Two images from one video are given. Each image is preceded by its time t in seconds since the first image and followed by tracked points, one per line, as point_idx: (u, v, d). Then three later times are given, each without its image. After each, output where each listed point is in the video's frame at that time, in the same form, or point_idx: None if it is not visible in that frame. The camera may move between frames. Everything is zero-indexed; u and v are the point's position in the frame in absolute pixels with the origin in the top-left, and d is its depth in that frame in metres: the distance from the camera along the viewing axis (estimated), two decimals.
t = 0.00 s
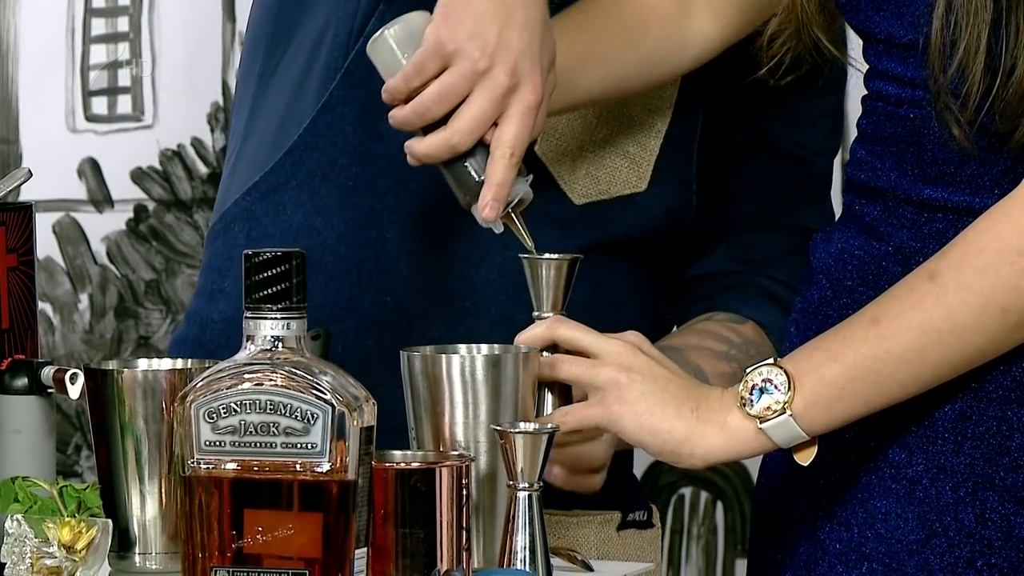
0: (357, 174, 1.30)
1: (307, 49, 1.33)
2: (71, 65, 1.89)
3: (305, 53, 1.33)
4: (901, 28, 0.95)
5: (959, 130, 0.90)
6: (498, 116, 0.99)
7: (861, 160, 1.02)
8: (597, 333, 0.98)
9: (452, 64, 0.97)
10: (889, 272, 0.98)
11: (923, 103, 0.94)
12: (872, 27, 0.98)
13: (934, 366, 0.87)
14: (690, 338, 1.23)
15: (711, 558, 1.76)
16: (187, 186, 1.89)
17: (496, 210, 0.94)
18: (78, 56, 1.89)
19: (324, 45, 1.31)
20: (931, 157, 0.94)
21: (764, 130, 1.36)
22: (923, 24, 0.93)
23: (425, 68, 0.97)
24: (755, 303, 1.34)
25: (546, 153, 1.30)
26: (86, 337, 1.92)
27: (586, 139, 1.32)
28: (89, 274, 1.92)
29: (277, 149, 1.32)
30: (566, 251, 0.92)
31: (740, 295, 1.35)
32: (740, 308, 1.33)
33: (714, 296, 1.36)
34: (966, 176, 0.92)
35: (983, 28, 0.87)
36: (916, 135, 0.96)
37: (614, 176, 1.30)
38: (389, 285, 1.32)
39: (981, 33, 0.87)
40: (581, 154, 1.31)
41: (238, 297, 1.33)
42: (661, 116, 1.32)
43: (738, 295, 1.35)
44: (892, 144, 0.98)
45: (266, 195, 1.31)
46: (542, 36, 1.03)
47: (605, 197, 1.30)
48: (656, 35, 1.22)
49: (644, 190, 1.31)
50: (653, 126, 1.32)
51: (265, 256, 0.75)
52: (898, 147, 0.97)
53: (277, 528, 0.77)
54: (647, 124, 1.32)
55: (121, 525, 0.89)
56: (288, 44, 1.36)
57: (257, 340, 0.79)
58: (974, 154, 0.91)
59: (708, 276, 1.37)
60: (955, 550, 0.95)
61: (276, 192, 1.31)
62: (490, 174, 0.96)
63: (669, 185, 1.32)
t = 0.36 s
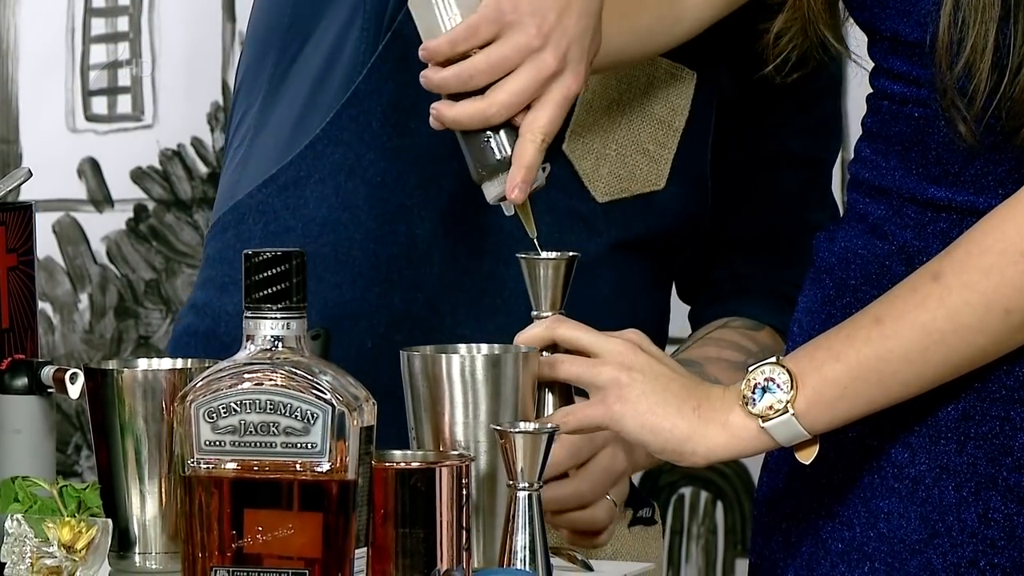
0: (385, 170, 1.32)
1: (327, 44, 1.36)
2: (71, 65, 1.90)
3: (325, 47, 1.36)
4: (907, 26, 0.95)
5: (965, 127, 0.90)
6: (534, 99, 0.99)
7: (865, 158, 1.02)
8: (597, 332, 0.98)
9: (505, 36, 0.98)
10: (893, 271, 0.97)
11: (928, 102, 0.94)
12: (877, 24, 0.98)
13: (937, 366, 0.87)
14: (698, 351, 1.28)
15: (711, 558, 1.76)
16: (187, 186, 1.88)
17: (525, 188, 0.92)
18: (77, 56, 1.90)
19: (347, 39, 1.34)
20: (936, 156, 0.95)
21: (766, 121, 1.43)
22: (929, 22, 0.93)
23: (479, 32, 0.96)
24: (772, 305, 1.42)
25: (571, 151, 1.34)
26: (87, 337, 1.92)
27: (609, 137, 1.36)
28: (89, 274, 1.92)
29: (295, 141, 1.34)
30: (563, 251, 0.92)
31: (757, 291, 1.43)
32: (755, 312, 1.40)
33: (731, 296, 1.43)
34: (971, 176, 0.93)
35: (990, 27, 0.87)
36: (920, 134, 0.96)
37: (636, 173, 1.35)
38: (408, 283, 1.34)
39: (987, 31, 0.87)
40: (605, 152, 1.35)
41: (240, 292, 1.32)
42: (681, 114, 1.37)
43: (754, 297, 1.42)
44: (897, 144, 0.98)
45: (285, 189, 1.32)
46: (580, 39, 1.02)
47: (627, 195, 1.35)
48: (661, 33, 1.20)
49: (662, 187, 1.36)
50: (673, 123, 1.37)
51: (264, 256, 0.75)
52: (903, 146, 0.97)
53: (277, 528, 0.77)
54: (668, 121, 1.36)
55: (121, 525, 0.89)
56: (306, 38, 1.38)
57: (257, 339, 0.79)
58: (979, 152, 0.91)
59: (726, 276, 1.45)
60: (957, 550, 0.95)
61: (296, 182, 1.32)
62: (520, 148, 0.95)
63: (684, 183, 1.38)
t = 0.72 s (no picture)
0: (393, 170, 1.32)
1: (331, 44, 1.36)
2: (71, 66, 1.90)
3: (330, 47, 1.35)
4: (915, 25, 0.94)
5: (973, 127, 0.90)
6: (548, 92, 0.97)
7: (872, 158, 1.02)
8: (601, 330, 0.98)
9: (523, 27, 0.96)
10: (898, 271, 0.98)
11: (936, 103, 0.94)
12: (886, 22, 0.97)
13: (941, 366, 0.87)
14: (721, 357, 1.25)
15: (711, 558, 1.76)
16: (187, 186, 1.88)
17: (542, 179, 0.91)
18: (78, 56, 1.90)
19: (352, 40, 1.34)
20: (943, 155, 0.95)
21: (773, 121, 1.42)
22: (937, 22, 0.92)
23: (496, 23, 0.95)
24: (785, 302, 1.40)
25: (579, 151, 1.34)
26: (87, 337, 1.92)
27: (614, 136, 1.36)
28: (89, 274, 1.92)
29: (302, 143, 1.34)
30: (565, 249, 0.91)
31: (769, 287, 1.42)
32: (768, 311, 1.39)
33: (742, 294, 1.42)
34: (976, 176, 0.93)
35: (998, 26, 0.86)
36: (927, 133, 0.96)
37: (641, 172, 1.36)
38: (412, 282, 1.34)
39: (995, 31, 0.86)
40: (611, 151, 1.35)
41: (242, 290, 1.31)
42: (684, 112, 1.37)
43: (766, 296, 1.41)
44: (904, 143, 0.98)
45: (291, 191, 1.32)
46: (597, 30, 1.01)
47: (632, 194, 1.36)
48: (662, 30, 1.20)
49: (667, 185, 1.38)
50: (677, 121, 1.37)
51: (265, 256, 0.75)
52: (910, 146, 0.97)
53: (277, 528, 0.77)
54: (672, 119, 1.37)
55: (121, 525, 0.89)
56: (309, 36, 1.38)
57: (257, 339, 0.79)
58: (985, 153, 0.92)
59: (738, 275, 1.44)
60: (960, 549, 0.95)
61: (301, 183, 1.32)
62: (535, 140, 0.93)
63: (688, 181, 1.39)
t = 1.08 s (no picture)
0: (393, 169, 1.32)
1: (333, 44, 1.36)
2: (72, 65, 1.90)
3: (331, 48, 1.36)
4: (919, 21, 0.94)
5: (977, 126, 0.89)
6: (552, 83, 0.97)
7: (873, 154, 1.02)
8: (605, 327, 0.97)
9: (530, 15, 0.96)
10: (901, 268, 0.97)
11: (937, 99, 0.94)
12: (891, 18, 0.97)
13: (945, 365, 0.86)
14: (725, 356, 1.28)
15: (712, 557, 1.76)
16: (187, 185, 1.89)
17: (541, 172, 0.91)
18: (78, 55, 1.89)
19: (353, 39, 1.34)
20: (945, 152, 0.94)
21: (772, 121, 1.42)
22: (942, 19, 0.92)
23: (502, 10, 0.95)
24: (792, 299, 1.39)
25: (580, 148, 1.35)
26: (86, 336, 1.92)
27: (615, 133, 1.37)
28: (89, 273, 1.92)
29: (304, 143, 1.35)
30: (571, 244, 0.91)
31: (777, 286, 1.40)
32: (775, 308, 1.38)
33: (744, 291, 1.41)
34: (979, 174, 0.92)
35: (1004, 25, 0.85)
36: (929, 129, 0.96)
37: (643, 170, 1.36)
38: (411, 280, 1.34)
39: (1000, 30, 0.85)
40: (612, 149, 1.36)
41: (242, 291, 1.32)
42: (684, 109, 1.38)
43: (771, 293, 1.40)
44: (905, 139, 0.98)
45: (293, 191, 1.33)
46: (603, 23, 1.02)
47: (633, 192, 1.36)
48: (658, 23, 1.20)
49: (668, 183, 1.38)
50: (677, 118, 1.38)
51: (265, 255, 0.75)
52: (911, 141, 0.97)
53: (277, 527, 0.77)
54: (672, 116, 1.38)
55: (121, 524, 0.89)
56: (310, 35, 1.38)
57: (257, 339, 0.79)
58: (988, 151, 0.91)
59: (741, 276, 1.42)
60: (964, 548, 0.95)
61: (304, 183, 1.32)
62: (540, 130, 0.93)
63: (688, 179, 1.39)
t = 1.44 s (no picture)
0: (390, 170, 1.32)
1: (330, 43, 1.36)
2: (72, 65, 1.90)
3: (328, 47, 1.36)
4: (922, 20, 0.94)
5: (980, 125, 0.90)
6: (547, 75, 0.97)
7: (876, 153, 1.02)
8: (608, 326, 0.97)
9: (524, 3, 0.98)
10: (903, 268, 0.97)
11: (941, 99, 0.94)
12: (893, 18, 0.97)
13: (948, 364, 0.86)
14: (727, 351, 1.27)
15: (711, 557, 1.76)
16: (187, 185, 1.88)
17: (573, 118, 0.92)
18: (78, 55, 1.90)
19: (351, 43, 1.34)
20: (947, 152, 0.94)
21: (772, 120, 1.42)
22: (945, 19, 0.92)
23: None
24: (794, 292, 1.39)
25: (576, 145, 1.35)
26: (86, 336, 1.92)
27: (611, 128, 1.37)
28: (88, 273, 1.92)
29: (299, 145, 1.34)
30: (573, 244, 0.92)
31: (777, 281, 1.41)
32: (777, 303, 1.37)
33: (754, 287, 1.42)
34: (982, 173, 0.92)
35: (1007, 25, 0.85)
36: (932, 128, 0.96)
37: (640, 165, 1.36)
38: (407, 277, 1.34)
39: (1004, 30, 0.85)
40: (608, 146, 1.36)
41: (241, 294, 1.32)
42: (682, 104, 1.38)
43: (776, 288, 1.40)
44: (908, 138, 0.98)
45: (291, 192, 1.33)
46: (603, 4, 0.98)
47: (631, 188, 1.36)
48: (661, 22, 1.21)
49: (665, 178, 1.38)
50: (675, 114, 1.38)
51: (265, 255, 0.75)
52: (914, 141, 0.97)
53: (277, 527, 0.77)
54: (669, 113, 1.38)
55: (120, 523, 0.89)
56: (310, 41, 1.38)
57: (256, 339, 0.79)
58: (991, 150, 0.91)
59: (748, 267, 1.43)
60: (965, 547, 0.95)
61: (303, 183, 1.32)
62: (561, 86, 0.93)
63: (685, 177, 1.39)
